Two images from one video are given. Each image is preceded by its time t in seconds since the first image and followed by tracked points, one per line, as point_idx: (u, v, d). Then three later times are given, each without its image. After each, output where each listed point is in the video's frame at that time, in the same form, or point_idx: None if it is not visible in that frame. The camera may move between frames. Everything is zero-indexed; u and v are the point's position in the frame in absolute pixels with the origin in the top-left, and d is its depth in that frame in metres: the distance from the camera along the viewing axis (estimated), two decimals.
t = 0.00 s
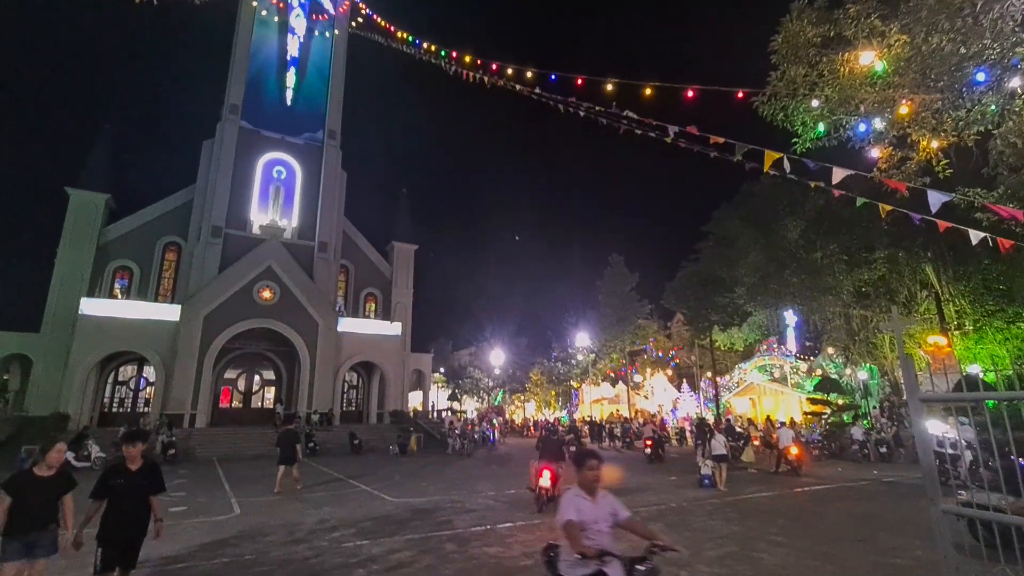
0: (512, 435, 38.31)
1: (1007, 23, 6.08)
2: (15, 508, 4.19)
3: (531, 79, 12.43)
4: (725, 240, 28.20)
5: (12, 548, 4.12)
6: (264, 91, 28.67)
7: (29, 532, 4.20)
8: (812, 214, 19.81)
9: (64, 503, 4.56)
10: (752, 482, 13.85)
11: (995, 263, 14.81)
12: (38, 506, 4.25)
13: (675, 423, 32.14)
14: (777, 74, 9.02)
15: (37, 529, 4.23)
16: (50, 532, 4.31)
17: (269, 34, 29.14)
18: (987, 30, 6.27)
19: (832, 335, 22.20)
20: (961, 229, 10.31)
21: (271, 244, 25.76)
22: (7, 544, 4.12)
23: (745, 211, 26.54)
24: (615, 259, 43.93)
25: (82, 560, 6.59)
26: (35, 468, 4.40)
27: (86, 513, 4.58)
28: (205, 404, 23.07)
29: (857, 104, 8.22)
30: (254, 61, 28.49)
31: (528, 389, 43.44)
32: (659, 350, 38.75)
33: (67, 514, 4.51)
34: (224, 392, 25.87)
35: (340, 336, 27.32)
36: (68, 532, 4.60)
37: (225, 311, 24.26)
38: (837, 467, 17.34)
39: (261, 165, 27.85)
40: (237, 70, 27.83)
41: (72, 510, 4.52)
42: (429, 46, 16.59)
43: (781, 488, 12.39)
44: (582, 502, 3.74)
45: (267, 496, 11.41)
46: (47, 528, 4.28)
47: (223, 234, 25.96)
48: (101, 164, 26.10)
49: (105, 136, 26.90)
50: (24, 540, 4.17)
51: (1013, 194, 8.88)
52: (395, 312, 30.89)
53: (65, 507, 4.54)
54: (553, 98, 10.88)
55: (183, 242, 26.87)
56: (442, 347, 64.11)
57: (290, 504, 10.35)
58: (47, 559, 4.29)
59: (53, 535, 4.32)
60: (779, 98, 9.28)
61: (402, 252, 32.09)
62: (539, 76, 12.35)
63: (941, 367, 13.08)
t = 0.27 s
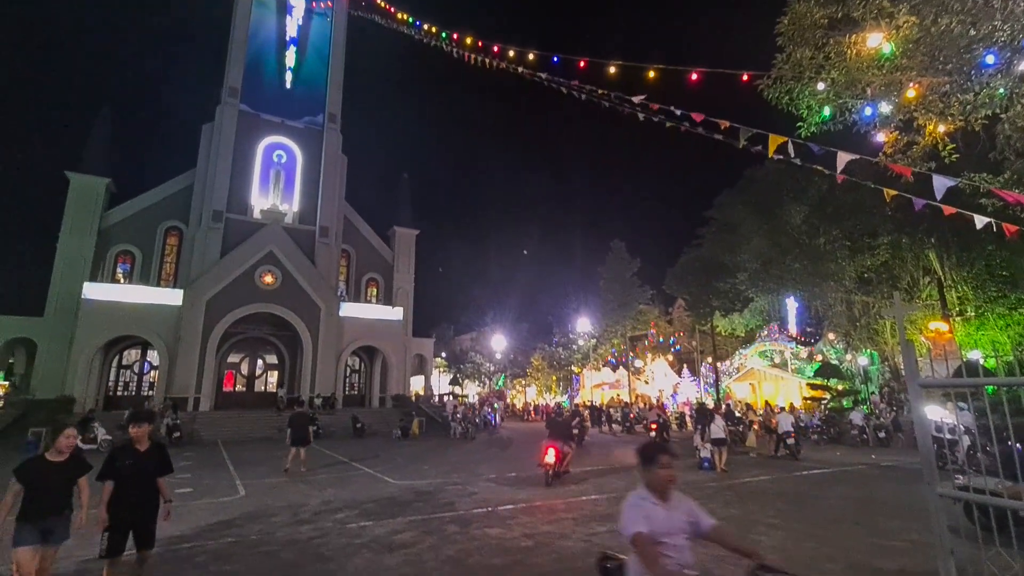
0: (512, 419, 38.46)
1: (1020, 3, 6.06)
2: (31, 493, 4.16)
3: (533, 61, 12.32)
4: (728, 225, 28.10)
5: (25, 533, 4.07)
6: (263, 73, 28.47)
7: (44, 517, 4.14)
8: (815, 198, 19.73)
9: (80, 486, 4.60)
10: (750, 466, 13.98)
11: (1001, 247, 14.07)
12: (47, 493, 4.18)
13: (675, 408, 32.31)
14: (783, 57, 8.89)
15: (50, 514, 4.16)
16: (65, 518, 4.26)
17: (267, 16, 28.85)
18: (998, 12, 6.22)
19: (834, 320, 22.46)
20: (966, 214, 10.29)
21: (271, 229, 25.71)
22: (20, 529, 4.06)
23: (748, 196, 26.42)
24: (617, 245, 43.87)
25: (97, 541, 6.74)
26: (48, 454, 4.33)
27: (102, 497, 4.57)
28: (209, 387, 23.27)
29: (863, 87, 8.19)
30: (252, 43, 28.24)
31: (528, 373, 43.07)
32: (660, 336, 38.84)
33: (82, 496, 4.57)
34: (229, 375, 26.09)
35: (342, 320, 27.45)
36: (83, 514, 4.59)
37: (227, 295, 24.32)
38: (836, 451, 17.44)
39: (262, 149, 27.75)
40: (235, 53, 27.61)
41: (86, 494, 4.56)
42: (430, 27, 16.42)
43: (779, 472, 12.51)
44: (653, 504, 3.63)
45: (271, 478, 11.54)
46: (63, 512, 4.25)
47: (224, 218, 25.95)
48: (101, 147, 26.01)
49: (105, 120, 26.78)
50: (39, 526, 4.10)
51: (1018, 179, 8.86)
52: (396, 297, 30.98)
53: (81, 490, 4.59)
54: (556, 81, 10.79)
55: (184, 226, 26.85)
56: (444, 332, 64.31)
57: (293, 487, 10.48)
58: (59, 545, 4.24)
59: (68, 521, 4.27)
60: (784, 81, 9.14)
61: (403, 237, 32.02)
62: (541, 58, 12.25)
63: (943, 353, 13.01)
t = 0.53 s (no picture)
0: (512, 404, 38.69)
1: None
2: (39, 482, 4.16)
3: (534, 44, 12.22)
4: (729, 211, 28.03)
5: (31, 519, 4.11)
6: (261, 57, 28.27)
7: (50, 505, 4.17)
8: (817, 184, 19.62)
9: (86, 474, 4.49)
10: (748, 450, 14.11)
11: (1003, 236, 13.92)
12: (53, 481, 4.19)
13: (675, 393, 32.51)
14: (787, 41, 8.86)
15: (56, 503, 4.20)
16: (71, 505, 4.32)
17: None
18: None
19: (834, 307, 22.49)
20: (968, 201, 10.24)
21: (270, 214, 25.63)
22: (27, 516, 4.10)
23: (749, 182, 26.33)
24: (618, 231, 43.79)
25: (103, 524, 6.83)
26: (52, 439, 4.34)
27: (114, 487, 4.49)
28: (211, 371, 23.40)
29: (868, 71, 8.15)
30: (249, 26, 28.04)
31: (528, 359, 43.43)
32: (660, 321, 38.97)
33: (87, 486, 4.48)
34: (230, 361, 26.18)
35: (343, 306, 27.51)
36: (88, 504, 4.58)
37: (228, 281, 24.34)
38: (834, 436, 17.58)
39: (261, 134, 27.62)
40: (232, 36, 27.39)
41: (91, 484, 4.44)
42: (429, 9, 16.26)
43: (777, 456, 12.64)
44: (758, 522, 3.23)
45: (274, 462, 11.66)
46: (69, 500, 4.28)
47: (224, 204, 25.90)
48: (99, 131, 25.89)
49: (103, 104, 26.64)
50: (44, 513, 4.15)
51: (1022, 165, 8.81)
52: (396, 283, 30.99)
53: (85, 479, 4.46)
54: (557, 64, 10.71)
55: (184, 211, 26.80)
56: (444, 318, 64.44)
57: (295, 470, 10.59)
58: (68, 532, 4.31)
59: (75, 507, 4.32)
60: (788, 65, 9.11)
61: (404, 223, 31.99)
62: (542, 41, 12.13)
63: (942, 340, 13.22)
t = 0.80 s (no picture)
0: (512, 389, 38.89)
1: None
2: (50, 466, 4.05)
3: (534, 27, 12.11)
4: (731, 197, 27.89)
5: (44, 505, 3.98)
6: (258, 40, 28.01)
7: (61, 491, 4.05)
8: (820, 170, 19.67)
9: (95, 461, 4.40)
10: (746, 435, 14.25)
11: (1003, 223, 13.88)
12: (64, 465, 4.08)
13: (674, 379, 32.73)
14: (791, 23, 8.70)
15: (67, 489, 4.07)
16: (81, 492, 4.16)
17: None
18: None
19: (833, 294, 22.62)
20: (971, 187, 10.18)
21: (269, 199, 25.54)
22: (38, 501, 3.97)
23: (751, 167, 26.20)
24: (618, 216, 43.70)
25: (109, 507, 6.92)
26: (61, 425, 4.23)
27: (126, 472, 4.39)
28: (212, 357, 23.53)
29: (872, 55, 8.06)
30: (246, 9, 27.79)
31: (528, 345, 43.57)
32: (659, 307, 39.01)
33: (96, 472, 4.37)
34: (230, 346, 26.32)
35: (343, 292, 27.56)
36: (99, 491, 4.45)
37: (227, 266, 24.34)
38: (830, 422, 17.75)
39: (259, 118, 27.38)
40: (229, 18, 27.11)
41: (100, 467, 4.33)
42: None
43: (774, 441, 12.77)
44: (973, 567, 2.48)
45: (276, 446, 11.77)
46: (78, 486, 4.14)
47: (222, 189, 25.84)
48: (95, 116, 25.74)
49: (99, 88, 26.46)
50: (54, 499, 4.01)
51: None
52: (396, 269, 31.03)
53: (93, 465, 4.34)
54: (558, 48, 10.62)
55: (182, 196, 26.73)
56: (444, 304, 64.53)
57: (298, 454, 10.70)
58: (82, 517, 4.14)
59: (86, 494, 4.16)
60: (792, 48, 8.96)
61: (403, 209, 31.90)
62: (542, 24, 12.04)
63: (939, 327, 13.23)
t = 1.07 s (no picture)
0: (512, 374, 39.03)
1: None
2: (68, 455, 3.99)
3: (534, 9, 11.98)
4: (732, 182, 27.75)
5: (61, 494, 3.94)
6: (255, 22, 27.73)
7: (80, 479, 4.00)
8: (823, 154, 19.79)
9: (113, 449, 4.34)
10: (744, 420, 14.34)
11: (1006, 208, 13.81)
12: (83, 453, 4.03)
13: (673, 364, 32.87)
14: (796, 4, 8.60)
15: (87, 477, 4.03)
16: (102, 480, 4.12)
17: None
18: None
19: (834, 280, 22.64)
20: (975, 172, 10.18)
21: (269, 185, 25.46)
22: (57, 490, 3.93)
23: (752, 152, 26.03)
24: (619, 202, 43.57)
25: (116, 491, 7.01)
26: (82, 412, 4.15)
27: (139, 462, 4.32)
28: (213, 342, 23.67)
29: (877, 37, 8.00)
30: None
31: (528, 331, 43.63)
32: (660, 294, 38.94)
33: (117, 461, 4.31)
34: (232, 332, 26.41)
35: (344, 278, 27.58)
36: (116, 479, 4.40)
37: (228, 252, 24.33)
38: (828, 407, 17.88)
39: (257, 102, 27.19)
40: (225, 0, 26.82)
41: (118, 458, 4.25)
42: None
43: (773, 426, 12.85)
44: None
45: (280, 431, 11.91)
46: (99, 475, 4.10)
47: (221, 174, 25.76)
48: (92, 101, 25.57)
49: (96, 73, 26.28)
50: (75, 487, 3.97)
51: None
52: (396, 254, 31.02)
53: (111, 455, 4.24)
54: (559, 31, 10.51)
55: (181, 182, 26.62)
56: (445, 290, 64.53)
57: (299, 439, 10.77)
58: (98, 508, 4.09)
59: (106, 482, 4.13)
60: (796, 30, 8.90)
61: (403, 194, 31.79)
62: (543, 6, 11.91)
63: (939, 312, 13.23)
